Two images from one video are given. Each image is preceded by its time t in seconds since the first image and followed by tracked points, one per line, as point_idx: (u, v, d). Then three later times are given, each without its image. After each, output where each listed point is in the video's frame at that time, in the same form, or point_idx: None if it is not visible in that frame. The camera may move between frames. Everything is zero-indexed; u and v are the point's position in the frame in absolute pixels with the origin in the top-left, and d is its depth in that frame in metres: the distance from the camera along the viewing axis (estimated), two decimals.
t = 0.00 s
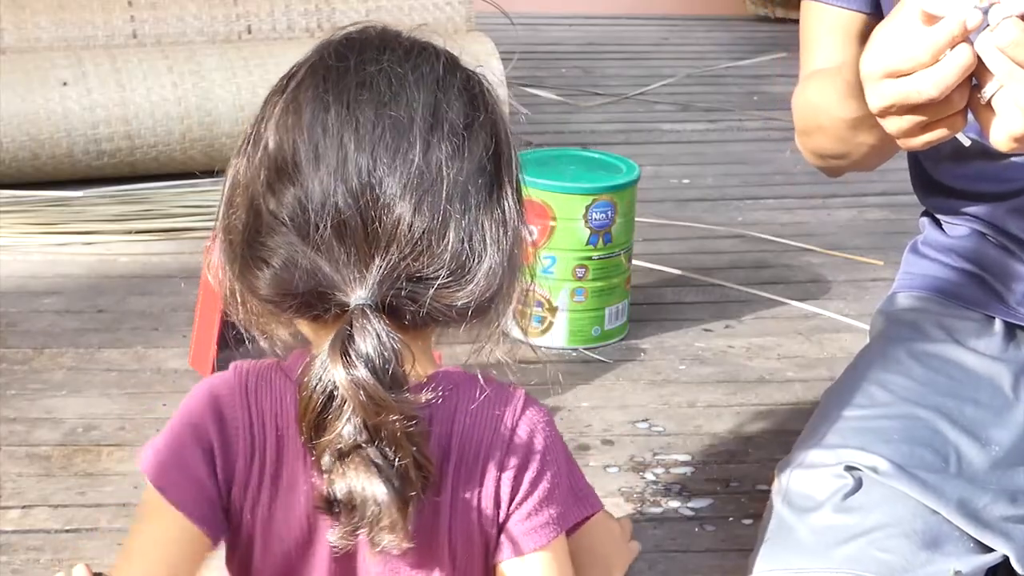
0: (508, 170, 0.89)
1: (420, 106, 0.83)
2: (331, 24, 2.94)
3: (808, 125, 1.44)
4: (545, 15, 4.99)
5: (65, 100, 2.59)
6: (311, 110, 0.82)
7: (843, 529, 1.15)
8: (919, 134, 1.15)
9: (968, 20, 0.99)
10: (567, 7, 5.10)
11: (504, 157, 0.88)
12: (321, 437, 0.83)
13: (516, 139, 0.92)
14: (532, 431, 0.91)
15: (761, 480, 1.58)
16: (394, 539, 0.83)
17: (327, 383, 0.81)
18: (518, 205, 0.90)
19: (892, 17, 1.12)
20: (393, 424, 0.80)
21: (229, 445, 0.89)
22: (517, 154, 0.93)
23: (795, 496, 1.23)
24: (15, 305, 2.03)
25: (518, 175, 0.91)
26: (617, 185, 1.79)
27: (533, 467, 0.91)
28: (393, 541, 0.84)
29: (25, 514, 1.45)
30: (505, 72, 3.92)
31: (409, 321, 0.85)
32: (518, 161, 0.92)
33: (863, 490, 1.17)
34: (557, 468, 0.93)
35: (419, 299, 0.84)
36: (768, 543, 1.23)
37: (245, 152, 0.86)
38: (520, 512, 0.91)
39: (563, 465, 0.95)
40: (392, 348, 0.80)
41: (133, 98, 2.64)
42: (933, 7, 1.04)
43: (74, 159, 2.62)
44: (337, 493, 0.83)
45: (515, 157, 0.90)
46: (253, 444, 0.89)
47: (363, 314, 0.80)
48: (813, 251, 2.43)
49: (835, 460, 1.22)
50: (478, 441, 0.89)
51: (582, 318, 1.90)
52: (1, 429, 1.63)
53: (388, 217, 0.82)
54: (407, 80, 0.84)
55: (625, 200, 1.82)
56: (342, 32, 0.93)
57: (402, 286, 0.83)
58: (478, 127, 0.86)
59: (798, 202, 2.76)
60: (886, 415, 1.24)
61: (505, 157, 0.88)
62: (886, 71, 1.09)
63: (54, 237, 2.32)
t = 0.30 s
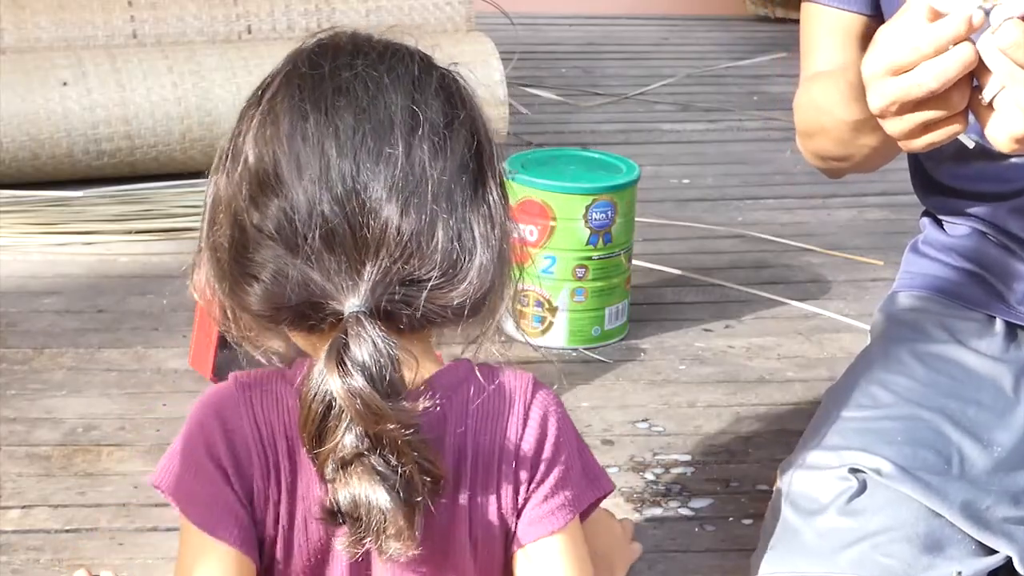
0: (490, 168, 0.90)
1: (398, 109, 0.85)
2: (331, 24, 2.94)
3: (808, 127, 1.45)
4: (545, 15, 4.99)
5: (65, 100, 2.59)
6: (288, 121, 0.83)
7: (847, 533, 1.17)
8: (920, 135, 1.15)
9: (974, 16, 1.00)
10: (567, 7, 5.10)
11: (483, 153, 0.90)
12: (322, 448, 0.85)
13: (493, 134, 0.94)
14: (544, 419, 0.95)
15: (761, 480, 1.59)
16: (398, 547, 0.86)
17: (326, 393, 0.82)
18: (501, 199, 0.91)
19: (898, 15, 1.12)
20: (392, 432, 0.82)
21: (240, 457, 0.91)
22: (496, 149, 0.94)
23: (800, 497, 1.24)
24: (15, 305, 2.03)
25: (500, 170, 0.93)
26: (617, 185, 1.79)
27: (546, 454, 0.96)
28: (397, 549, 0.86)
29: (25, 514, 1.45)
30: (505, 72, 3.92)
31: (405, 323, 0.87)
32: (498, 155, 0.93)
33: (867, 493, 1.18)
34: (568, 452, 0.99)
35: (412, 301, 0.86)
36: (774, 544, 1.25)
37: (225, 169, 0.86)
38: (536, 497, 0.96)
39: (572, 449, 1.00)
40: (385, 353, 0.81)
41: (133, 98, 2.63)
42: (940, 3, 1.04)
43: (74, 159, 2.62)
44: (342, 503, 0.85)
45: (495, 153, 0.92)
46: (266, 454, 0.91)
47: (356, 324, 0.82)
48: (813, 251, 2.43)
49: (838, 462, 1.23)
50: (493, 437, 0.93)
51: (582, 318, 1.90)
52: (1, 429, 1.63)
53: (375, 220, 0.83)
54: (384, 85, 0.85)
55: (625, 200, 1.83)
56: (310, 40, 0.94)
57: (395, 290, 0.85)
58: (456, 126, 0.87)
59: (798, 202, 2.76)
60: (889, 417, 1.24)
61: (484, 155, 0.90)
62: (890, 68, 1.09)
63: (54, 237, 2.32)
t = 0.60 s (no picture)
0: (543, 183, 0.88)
1: (454, 123, 0.82)
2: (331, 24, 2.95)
3: (807, 126, 1.45)
4: (545, 15, 4.99)
5: (65, 100, 2.59)
6: (337, 134, 0.81)
7: (848, 534, 1.17)
8: (918, 134, 1.15)
9: (973, 12, 1.00)
10: (566, 7, 5.10)
11: (537, 168, 0.87)
12: (349, 469, 0.83)
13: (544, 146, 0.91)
14: (545, 462, 0.91)
15: (761, 481, 1.59)
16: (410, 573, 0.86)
17: (366, 414, 0.81)
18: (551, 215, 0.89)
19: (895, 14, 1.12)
20: (430, 459, 0.81)
21: (241, 435, 0.90)
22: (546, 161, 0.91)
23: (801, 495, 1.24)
24: (15, 305, 2.03)
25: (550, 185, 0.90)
26: (617, 185, 1.80)
27: (542, 498, 0.91)
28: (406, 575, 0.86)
29: (24, 514, 1.45)
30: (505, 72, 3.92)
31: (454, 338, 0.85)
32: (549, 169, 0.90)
33: (868, 492, 1.18)
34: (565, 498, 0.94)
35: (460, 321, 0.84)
36: (772, 543, 1.25)
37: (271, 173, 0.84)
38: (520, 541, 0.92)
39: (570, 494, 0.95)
40: (430, 378, 0.80)
41: (133, 98, 2.63)
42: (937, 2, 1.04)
43: (74, 159, 2.62)
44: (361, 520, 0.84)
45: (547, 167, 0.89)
46: (265, 443, 0.90)
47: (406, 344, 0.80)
48: (813, 252, 2.43)
49: (839, 462, 1.22)
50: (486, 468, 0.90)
51: (582, 317, 1.90)
52: (1, 429, 1.63)
53: (427, 240, 0.81)
54: (441, 97, 0.83)
55: (625, 200, 1.83)
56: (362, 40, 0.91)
57: (443, 313, 0.83)
58: (509, 142, 0.84)
59: (798, 202, 2.76)
60: (901, 418, 1.23)
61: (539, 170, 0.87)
62: (890, 66, 1.09)
63: (54, 237, 2.32)
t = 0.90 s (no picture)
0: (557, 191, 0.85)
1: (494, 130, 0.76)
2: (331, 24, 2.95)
3: (808, 127, 1.44)
4: (545, 15, 5.00)
5: (65, 100, 2.59)
6: (377, 137, 0.73)
7: (850, 534, 1.17)
8: (917, 136, 1.15)
9: (972, 13, 1.00)
10: (566, 6, 5.10)
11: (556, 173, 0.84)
12: (343, 484, 0.79)
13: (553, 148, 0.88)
14: (558, 453, 0.89)
15: (761, 480, 1.59)
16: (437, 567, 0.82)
17: (337, 426, 0.77)
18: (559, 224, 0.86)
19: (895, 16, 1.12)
20: (414, 455, 0.78)
21: (241, 465, 0.85)
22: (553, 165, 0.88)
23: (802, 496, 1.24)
24: (15, 305, 2.03)
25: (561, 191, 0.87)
26: (617, 185, 1.80)
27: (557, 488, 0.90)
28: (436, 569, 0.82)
29: (24, 514, 1.45)
30: (505, 72, 3.92)
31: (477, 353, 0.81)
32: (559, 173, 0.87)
33: (870, 493, 1.18)
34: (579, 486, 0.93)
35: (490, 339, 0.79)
36: (773, 543, 1.24)
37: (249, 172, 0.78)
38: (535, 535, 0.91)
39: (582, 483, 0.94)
40: (395, 380, 0.76)
41: (133, 98, 2.63)
42: (937, 4, 1.05)
43: (74, 159, 2.62)
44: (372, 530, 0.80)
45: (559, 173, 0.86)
46: (267, 467, 0.85)
47: (368, 348, 0.76)
48: (813, 251, 2.43)
49: (841, 463, 1.22)
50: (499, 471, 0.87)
51: (582, 317, 1.90)
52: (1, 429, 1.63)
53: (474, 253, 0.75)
54: (407, 95, 0.74)
55: (625, 200, 1.83)
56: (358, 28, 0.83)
57: (414, 322, 0.76)
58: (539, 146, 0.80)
59: (798, 202, 2.76)
60: (908, 419, 1.23)
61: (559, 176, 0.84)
62: (890, 67, 1.09)
63: (54, 237, 2.32)
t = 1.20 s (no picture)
0: (497, 205, 0.86)
1: (375, 137, 0.82)
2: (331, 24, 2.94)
3: (809, 127, 1.44)
4: (545, 15, 5.00)
5: (65, 100, 2.59)
6: (263, 142, 0.84)
7: (849, 536, 1.16)
8: (918, 138, 1.15)
9: (972, 15, 1.00)
10: (566, 6, 5.10)
11: (488, 183, 0.85)
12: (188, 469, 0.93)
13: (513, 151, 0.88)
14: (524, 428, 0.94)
15: (761, 480, 1.59)
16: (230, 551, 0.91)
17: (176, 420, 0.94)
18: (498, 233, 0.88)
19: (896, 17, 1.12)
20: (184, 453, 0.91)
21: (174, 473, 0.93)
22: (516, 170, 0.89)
23: (801, 497, 1.24)
24: (15, 305, 2.03)
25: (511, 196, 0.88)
26: (617, 184, 1.80)
27: (528, 464, 0.94)
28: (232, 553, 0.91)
29: (24, 514, 1.45)
30: (505, 72, 3.92)
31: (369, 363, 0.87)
32: (510, 180, 0.88)
33: (870, 495, 1.18)
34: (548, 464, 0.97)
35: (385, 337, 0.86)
36: (770, 544, 1.24)
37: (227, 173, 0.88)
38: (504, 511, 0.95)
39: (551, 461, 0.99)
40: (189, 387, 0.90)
41: (133, 98, 2.63)
42: (936, 6, 1.04)
43: (74, 159, 2.62)
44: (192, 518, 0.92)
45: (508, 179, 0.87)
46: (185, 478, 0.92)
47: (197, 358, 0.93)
48: (813, 252, 2.43)
49: (842, 463, 1.23)
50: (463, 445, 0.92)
51: (582, 318, 1.90)
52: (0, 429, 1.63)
53: (343, 248, 0.83)
54: (366, 110, 0.83)
55: (625, 200, 1.83)
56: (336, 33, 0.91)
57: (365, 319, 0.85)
58: (447, 159, 0.83)
59: (798, 202, 2.76)
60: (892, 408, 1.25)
61: (485, 183, 0.85)
62: (891, 69, 1.09)
63: (53, 237, 2.32)
